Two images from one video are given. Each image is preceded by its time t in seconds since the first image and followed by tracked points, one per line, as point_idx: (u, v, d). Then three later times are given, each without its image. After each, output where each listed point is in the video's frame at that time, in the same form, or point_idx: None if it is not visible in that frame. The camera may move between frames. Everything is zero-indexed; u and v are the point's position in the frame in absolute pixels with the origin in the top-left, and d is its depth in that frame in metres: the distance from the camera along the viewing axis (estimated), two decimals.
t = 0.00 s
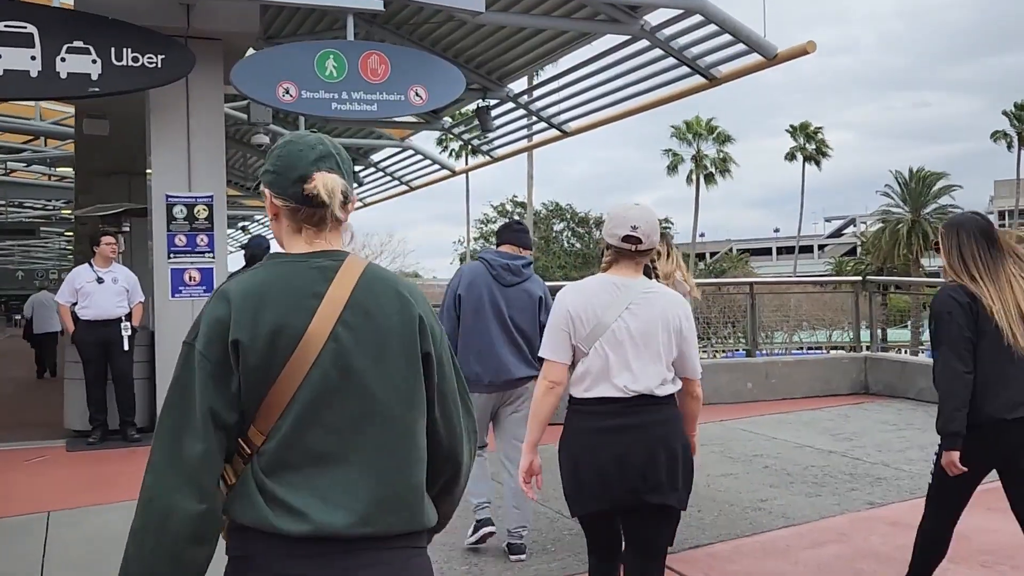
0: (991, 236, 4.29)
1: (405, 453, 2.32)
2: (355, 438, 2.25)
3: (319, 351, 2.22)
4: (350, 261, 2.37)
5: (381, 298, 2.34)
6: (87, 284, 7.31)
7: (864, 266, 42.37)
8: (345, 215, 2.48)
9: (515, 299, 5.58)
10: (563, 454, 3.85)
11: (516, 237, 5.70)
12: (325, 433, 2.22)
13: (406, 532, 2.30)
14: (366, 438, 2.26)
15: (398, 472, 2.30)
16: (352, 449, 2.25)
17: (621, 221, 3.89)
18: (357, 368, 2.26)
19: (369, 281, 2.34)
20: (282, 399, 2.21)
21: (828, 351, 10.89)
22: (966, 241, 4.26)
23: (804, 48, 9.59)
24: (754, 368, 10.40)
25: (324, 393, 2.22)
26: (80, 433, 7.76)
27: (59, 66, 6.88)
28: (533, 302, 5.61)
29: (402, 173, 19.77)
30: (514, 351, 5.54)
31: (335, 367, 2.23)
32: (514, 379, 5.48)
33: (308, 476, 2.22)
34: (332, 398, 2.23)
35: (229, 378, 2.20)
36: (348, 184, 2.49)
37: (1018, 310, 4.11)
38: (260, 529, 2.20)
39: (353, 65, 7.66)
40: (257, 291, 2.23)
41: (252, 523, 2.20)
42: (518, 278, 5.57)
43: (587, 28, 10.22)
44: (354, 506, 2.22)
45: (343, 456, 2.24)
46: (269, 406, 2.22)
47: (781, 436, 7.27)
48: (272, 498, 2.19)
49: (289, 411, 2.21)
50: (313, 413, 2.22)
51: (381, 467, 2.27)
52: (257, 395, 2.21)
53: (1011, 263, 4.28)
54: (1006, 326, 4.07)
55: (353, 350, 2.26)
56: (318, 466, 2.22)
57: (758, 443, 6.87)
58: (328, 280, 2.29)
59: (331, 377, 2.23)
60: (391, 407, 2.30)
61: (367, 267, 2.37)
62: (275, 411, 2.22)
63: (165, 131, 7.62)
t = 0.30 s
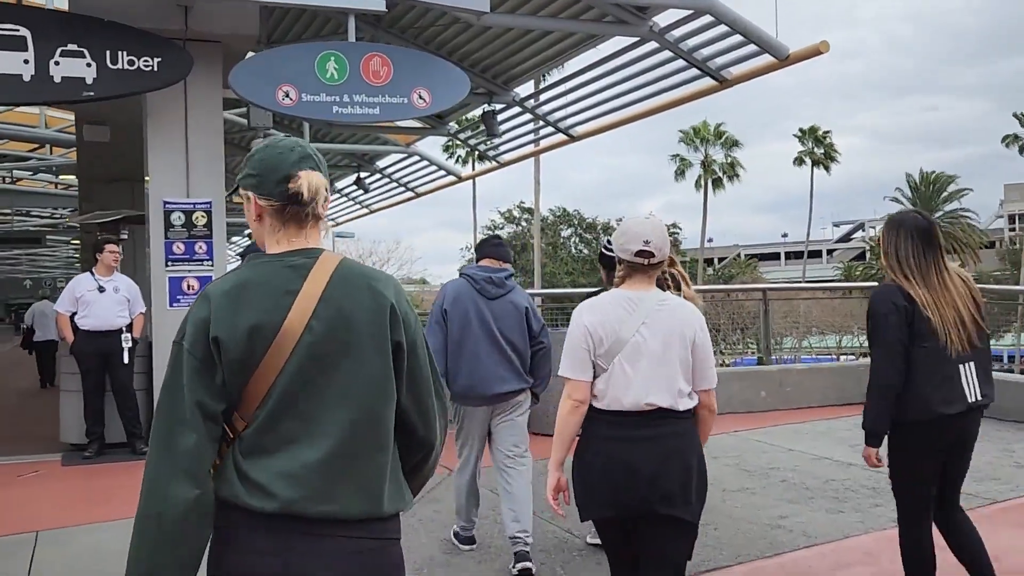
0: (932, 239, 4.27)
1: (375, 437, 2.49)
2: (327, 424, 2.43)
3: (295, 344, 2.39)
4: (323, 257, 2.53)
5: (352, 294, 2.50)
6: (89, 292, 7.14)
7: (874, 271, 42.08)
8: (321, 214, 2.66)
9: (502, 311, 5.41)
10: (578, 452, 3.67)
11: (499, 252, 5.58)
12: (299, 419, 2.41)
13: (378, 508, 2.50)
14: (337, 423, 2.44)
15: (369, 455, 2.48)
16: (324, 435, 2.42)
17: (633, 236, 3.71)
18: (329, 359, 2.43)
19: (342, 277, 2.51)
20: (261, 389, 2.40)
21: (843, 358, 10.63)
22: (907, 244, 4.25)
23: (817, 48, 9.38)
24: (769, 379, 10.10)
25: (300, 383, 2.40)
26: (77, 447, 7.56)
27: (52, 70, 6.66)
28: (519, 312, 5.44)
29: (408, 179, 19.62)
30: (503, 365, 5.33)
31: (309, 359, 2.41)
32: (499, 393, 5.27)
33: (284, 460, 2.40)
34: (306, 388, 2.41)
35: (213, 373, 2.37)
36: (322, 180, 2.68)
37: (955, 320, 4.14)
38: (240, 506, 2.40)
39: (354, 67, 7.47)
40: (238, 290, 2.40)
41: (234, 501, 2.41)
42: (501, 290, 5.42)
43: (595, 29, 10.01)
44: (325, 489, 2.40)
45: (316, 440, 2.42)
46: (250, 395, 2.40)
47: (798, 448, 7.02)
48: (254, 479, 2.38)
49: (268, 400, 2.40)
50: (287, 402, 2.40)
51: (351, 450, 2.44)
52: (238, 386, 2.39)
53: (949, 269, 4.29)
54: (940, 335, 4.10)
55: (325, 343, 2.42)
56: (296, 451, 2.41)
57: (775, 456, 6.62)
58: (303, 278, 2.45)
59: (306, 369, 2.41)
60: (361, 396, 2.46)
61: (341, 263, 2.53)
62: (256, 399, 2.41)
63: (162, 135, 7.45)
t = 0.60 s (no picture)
0: (891, 266, 4.17)
1: (384, 480, 2.38)
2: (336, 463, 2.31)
3: (302, 382, 2.31)
4: (341, 299, 2.47)
5: (365, 334, 2.41)
6: (98, 309, 6.72)
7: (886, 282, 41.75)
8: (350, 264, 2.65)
9: (480, 320, 5.25)
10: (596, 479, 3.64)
11: (476, 257, 5.40)
12: (307, 459, 2.29)
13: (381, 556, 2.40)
14: (345, 463, 2.33)
15: (378, 501, 2.36)
16: (331, 479, 2.31)
17: (638, 250, 3.70)
18: (339, 399, 2.33)
19: (356, 318, 2.43)
20: (270, 426, 2.30)
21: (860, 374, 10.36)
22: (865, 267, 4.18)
23: (831, 57, 9.17)
24: (783, 394, 9.88)
25: (308, 423, 2.30)
26: (70, 468, 7.32)
27: (45, 81, 6.51)
28: (499, 319, 5.28)
29: (416, 193, 19.50)
30: (479, 375, 5.19)
31: (319, 396, 2.31)
32: (472, 404, 5.12)
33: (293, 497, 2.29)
34: (315, 426, 2.31)
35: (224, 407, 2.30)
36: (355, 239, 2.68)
37: (900, 347, 4.01)
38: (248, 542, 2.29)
39: (356, 77, 7.28)
40: (253, 326, 2.34)
41: (241, 539, 2.30)
42: (481, 298, 5.26)
43: (602, 39, 9.82)
44: (331, 527, 2.29)
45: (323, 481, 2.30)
46: (258, 433, 2.31)
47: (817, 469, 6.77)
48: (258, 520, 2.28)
49: (273, 439, 2.30)
50: (297, 440, 2.29)
51: (360, 491, 2.33)
52: (248, 423, 2.31)
53: (910, 296, 4.19)
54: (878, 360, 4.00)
55: (336, 382, 2.34)
56: (300, 493, 2.30)
57: (793, 478, 6.38)
58: (316, 317, 2.38)
59: (314, 408, 2.31)
60: (369, 437, 2.36)
61: (353, 306, 2.46)
62: (264, 437, 2.31)
63: (161, 149, 7.26)
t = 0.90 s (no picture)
0: (868, 283, 3.97)
1: (431, 486, 2.49)
2: (383, 471, 2.43)
3: (352, 394, 2.42)
4: (388, 313, 2.55)
5: (411, 347, 2.50)
6: (117, 330, 6.49)
7: (907, 299, 41.28)
8: (397, 274, 2.68)
9: (480, 352, 4.93)
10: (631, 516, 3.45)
11: (478, 283, 5.07)
12: (356, 466, 2.42)
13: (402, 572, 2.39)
14: (393, 470, 2.44)
15: (423, 504, 2.47)
16: (378, 484, 2.43)
17: (667, 282, 3.50)
18: (387, 409, 2.44)
19: (403, 330, 2.52)
20: (321, 436, 2.43)
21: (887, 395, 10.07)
22: (840, 282, 3.99)
23: (854, 70, 8.92)
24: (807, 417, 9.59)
25: (355, 433, 2.42)
26: (75, 494, 7.11)
27: (48, 98, 6.36)
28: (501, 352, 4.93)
29: (432, 210, 19.35)
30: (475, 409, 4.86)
31: (366, 408, 2.43)
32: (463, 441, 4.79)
33: (345, 502, 2.42)
34: (361, 436, 2.42)
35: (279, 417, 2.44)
36: (397, 250, 2.70)
37: (876, 368, 3.83)
38: (306, 544, 2.43)
39: (366, 93, 7.12)
40: (304, 340, 2.46)
41: (301, 542, 2.44)
42: (482, 329, 4.94)
43: (619, 53, 9.62)
44: (381, 529, 2.41)
45: (373, 487, 2.42)
46: (311, 442, 2.44)
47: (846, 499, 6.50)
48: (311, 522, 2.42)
49: (325, 448, 2.42)
50: (346, 449, 2.42)
51: (408, 497, 2.45)
52: (301, 434, 2.44)
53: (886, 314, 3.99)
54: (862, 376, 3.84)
55: (384, 392, 2.45)
56: (350, 497, 2.42)
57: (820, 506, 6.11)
58: (364, 331, 2.48)
59: (361, 418, 2.42)
60: (415, 445, 2.47)
61: (401, 320, 2.53)
62: (317, 447, 2.44)
63: (167, 167, 7.11)
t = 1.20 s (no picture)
0: (844, 313, 3.95)
1: (499, 512, 2.66)
2: (460, 498, 2.58)
3: (432, 426, 2.55)
4: (461, 348, 2.68)
5: (485, 382, 2.64)
6: (140, 347, 6.30)
7: (936, 314, 40.72)
8: (459, 307, 2.79)
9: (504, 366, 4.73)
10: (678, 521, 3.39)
11: (505, 294, 4.84)
12: (434, 493, 2.57)
13: None
14: (469, 497, 2.59)
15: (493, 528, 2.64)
16: (454, 511, 2.58)
17: (710, 293, 3.48)
18: (465, 439, 2.58)
19: (478, 365, 2.66)
20: (401, 463, 2.56)
21: (923, 414, 9.77)
22: (816, 315, 3.95)
23: (887, 79, 8.67)
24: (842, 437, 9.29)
25: (434, 463, 2.57)
26: (89, 517, 6.93)
27: (62, 111, 6.24)
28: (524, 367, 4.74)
29: (455, 225, 19.21)
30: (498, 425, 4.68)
31: (445, 438, 2.57)
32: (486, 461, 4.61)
33: (421, 527, 2.55)
34: (440, 465, 2.57)
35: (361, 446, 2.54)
36: (459, 283, 2.80)
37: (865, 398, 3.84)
38: (382, 564, 2.57)
39: (385, 106, 6.96)
40: (386, 374, 2.58)
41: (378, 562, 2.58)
42: (507, 343, 4.77)
43: (645, 64, 9.42)
44: (455, 553, 2.57)
45: (449, 512, 2.57)
46: (390, 469, 2.57)
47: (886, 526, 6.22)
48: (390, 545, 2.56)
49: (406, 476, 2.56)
50: (423, 478, 2.57)
51: (480, 521, 2.61)
52: (382, 462, 2.57)
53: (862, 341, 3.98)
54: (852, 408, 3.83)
55: (462, 424, 2.58)
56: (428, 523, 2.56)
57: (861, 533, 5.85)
58: (442, 366, 2.61)
59: (441, 448, 2.57)
60: (489, 474, 2.62)
61: (477, 354, 2.68)
62: (397, 474, 2.57)
63: (183, 181, 6.96)
